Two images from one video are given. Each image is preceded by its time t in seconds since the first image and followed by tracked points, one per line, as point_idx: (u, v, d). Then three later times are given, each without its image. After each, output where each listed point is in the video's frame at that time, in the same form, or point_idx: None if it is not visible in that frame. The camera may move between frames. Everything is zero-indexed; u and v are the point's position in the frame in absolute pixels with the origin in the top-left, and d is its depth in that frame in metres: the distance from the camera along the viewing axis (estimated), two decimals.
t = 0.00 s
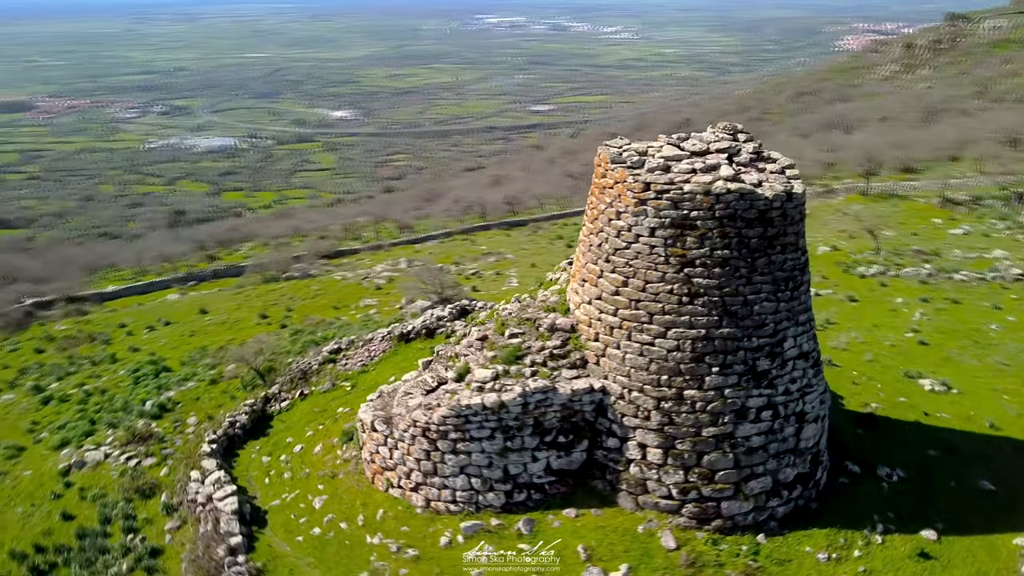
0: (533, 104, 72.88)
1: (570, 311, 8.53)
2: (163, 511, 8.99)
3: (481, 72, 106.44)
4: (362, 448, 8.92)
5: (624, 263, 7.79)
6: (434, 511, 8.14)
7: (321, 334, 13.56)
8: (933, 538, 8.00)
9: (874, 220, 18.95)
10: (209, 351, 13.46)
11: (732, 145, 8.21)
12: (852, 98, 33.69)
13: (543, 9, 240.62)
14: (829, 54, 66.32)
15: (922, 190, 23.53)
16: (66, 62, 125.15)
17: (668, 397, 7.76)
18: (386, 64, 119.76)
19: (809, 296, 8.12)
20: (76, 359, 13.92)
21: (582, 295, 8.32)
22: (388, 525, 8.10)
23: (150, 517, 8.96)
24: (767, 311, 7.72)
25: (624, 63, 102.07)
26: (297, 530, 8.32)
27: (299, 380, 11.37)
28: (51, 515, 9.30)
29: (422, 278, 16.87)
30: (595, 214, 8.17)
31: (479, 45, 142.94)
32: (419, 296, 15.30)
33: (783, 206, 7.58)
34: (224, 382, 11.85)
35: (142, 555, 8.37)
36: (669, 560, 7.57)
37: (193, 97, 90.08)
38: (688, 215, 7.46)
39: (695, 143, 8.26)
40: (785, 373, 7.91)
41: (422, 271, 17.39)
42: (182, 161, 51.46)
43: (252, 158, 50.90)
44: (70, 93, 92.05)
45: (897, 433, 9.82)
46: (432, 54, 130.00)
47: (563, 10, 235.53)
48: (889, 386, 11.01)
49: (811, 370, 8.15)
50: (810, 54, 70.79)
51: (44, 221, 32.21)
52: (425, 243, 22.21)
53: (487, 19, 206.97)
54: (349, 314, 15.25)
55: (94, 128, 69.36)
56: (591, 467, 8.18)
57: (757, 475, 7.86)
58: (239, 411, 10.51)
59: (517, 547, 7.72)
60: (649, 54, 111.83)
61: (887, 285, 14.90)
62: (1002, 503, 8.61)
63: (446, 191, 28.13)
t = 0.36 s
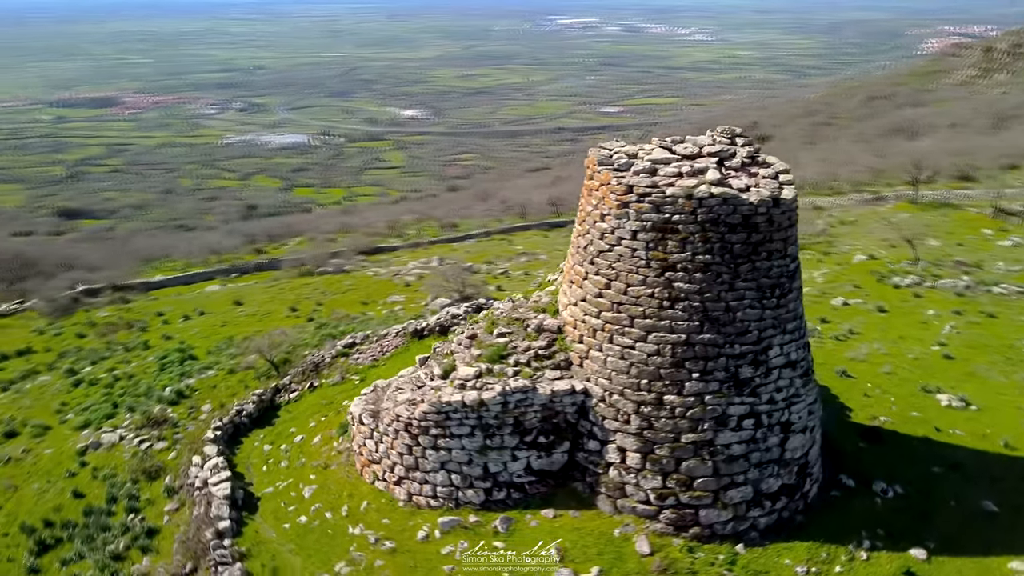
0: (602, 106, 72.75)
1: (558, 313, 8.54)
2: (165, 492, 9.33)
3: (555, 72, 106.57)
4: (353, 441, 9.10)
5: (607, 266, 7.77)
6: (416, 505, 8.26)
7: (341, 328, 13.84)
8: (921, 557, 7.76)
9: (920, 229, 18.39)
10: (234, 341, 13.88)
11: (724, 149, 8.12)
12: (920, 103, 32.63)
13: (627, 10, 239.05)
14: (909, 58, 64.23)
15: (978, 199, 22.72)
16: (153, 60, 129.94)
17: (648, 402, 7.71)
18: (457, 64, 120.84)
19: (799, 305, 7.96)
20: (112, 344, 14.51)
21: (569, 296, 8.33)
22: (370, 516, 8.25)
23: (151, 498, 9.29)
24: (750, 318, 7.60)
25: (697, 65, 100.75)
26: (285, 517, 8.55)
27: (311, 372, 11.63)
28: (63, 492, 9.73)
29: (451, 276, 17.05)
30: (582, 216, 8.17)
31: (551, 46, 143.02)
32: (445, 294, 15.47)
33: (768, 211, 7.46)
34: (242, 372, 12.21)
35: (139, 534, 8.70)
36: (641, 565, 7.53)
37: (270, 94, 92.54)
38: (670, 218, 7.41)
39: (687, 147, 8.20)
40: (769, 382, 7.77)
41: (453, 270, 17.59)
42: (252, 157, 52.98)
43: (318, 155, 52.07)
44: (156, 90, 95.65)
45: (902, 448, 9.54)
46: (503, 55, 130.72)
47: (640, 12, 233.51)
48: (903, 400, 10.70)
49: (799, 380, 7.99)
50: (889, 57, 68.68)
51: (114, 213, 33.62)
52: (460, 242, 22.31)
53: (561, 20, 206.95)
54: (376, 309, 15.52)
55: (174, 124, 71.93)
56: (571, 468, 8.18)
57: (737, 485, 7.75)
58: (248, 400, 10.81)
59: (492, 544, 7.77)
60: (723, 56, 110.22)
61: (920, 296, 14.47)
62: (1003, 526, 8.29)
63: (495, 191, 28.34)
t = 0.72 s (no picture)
0: (672, 107, 72.04)
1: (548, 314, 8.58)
2: (170, 475, 9.67)
3: (626, 73, 105.87)
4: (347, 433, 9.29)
5: (591, 268, 7.78)
6: (400, 499, 8.40)
7: (363, 324, 14.09)
8: None
9: (967, 239, 17.76)
10: (260, 332, 14.25)
11: (715, 153, 8.03)
12: (991, 110, 31.41)
13: (703, 10, 235.95)
14: (992, 61, 61.68)
15: None
16: (234, 57, 133.78)
17: (627, 406, 7.68)
18: (528, 64, 121.20)
19: (788, 313, 7.81)
20: (147, 332, 15.05)
21: (557, 298, 8.35)
22: (354, 507, 8.43)
23: (157, 480, 9.64)
24: (733, 324, 7.50)
25: (771, 67, 98.77)
26: (277, 504, 8.78)
27: (324, 364, 11.88)
28: (79, 470, 10.17)
29: (480, 275, 17.16)
30: (570, 218, 8.18)
31: (624, 46, 142.15)
32: (471, 292, 15.60)
33: (753, 217, 7.36)
34: (261, 362, 12.54)
35: (140, 514, 9.05)
36: (613, 568, 7.50)
37: (342, 92, 94.33)
38: (652, 221, 7.37)
39: (679, 150, 8.13)
40: (752, 390, 7.65)
41: (485, 269, 17.70)
42: (318, 153, 54.15)
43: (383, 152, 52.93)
44: (234, 87, 98.54)
45: (906, 464, 9.27)
46: (575, 55, 130.55)
47: (716, 12, 230.11)
48: (916, 414, 10.39)
49: (786, 390, 7.85)
50: (972, 60, 66.11)
51: (179, 206, 34.84)
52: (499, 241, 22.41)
53: (635, 20, 205.52)
54: (402, 305, 15.73)
55: (248, 119, 74.02)
56: (553, 468, 8.20)
57: (715, 493, 7.66)
58: (259, 390, 11.12)
59: (468, 541, 7.85)
60: (799, 57, 107.79)
61: (954, 308, 14.00)
62: (1001, 549, 7.99)
63: (543, 192, 28.41)
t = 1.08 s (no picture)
0: (740, 110, 71.01)
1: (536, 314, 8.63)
2: (177, 458, 10.01)
3: (696, 75, 104.63)
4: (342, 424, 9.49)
5: (572, 269, 7.79)
6: (385, 491, 8.55)
7: (384, 319, 14.33)
8: None
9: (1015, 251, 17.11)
10: (285, 323, 14.60)
11: (703, 156, 7.96)
12: None
13: (781, 11, 231.42)
14: None
15: None
16: (309, 56, 136.96)
17: (605, 408, 7.67)
18: (598, 65, 120.90)
19: (773, 320, 7.69)
20: (182, 321, 15.56)
21: (543, 298, 8.38)
22: (341, 497, 8.62)
23: (165, 463, 9.99)
24: (713, 330, 7.42)
25: (848, 70, 96.33)
26: (271, 492, 9.03)
27: (338, 357, 12.12)
28: (96, 451, 10.60)
29: (509, 275, 17.25)
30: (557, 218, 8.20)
31: (697, 47, 140.51)
32: (495, 291, 15.71)
33: (734, 222, 7.26)
34: (280, 352, 12.86)
35: (144, 495, 9.40)
36: (584, 569, 7.50)
37: (413, 91, 95.63)
38: (631, 224, 7.34)
39: (668, 153, 8.09)
40: (732, 398, 7.55)
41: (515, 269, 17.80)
42: (380, 151, 55.06)
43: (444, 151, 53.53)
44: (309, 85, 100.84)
45: (906, 480, 9.00)
46: (646, 56, 129.67)
47: (795, 13, 225.31)
48: (926, 429, 10.08)
49: (769, 398, 7.72)
50: None
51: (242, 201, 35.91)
52: (537, 241, 22.43)
53: (709, 21, 202.89)
54: (429, 301, 15.94)
55: (318, 117, 75.70)
56: (535, 468, 8.23)
57: (692, 499, 7.58)
58: (271, 380, 11.43)
59: (446, 535, 7.95)
60: (877, 60, 104.91)
61: (989, 321, 13.52)
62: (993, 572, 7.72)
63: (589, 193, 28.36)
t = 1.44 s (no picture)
0: (810, 114, 69.59)
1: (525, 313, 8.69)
2: (186, 443, 10.36)
3: (770, 77, 102.82)
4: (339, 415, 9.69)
5: (554, 269, 7.81)
6: (372, 483, 8.71)
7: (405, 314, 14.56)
8: None
9: None
10: (310, 315, 14.93)
11: (691, 158, 7.90)
12: None
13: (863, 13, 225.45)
14: None
15: None
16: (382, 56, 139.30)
17: (582, 409, 7.67)
18: (670, 66, 119.80)
19: (755, 326, 7.57)
20: (215, 310, 16.06)
21: (530, 297, 8.43)
22: (329, 486, 8.82)
23: (174, 447, 10.35)
24: (691, 334, 7.35)
25: (929, 74, 93.34)
26: (266, 478, 9.28)
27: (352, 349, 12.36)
28: (113, 433, 11.03)
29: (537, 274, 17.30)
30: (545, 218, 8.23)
31: (773, 49, 138.01)
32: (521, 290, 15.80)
33: (714, 225, 7.18)
34: (299, 344, 13.17)
35: (150, 476, 9.75)
36: (554, 569, 7.53)
37: (481, 91, 96.27)
38: (610, 226, 7.34)
39: (657, 155, 8.04)
40: (710, 403, 7.47)
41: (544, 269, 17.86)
42: (442, 150, 55.70)
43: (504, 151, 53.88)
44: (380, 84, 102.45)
45: (904, 496, 8.75)
46: (720, 58, 127.96)
47: (880, 14, 219.23)
48: (935, 444, 9.77)
49: (749, 405, 7.60)
50: None
51: (301, 197, 36.83)
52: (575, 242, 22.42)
53: (788, 22, 198.98)
54: (454, 298, 16.11)
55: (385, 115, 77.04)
56: (517, 466, 8.28)
57: (667, 504, 7.53)
58: (283, 371, 11.72)
59: (424, 528, 8.07)
60: (961, 64, 101.36)
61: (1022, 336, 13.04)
62: None
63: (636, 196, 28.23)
